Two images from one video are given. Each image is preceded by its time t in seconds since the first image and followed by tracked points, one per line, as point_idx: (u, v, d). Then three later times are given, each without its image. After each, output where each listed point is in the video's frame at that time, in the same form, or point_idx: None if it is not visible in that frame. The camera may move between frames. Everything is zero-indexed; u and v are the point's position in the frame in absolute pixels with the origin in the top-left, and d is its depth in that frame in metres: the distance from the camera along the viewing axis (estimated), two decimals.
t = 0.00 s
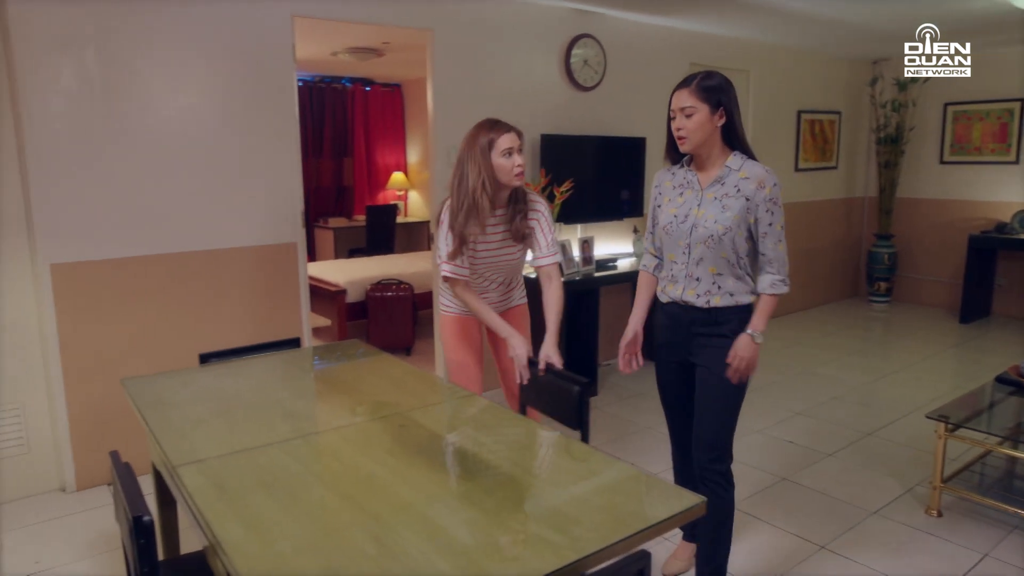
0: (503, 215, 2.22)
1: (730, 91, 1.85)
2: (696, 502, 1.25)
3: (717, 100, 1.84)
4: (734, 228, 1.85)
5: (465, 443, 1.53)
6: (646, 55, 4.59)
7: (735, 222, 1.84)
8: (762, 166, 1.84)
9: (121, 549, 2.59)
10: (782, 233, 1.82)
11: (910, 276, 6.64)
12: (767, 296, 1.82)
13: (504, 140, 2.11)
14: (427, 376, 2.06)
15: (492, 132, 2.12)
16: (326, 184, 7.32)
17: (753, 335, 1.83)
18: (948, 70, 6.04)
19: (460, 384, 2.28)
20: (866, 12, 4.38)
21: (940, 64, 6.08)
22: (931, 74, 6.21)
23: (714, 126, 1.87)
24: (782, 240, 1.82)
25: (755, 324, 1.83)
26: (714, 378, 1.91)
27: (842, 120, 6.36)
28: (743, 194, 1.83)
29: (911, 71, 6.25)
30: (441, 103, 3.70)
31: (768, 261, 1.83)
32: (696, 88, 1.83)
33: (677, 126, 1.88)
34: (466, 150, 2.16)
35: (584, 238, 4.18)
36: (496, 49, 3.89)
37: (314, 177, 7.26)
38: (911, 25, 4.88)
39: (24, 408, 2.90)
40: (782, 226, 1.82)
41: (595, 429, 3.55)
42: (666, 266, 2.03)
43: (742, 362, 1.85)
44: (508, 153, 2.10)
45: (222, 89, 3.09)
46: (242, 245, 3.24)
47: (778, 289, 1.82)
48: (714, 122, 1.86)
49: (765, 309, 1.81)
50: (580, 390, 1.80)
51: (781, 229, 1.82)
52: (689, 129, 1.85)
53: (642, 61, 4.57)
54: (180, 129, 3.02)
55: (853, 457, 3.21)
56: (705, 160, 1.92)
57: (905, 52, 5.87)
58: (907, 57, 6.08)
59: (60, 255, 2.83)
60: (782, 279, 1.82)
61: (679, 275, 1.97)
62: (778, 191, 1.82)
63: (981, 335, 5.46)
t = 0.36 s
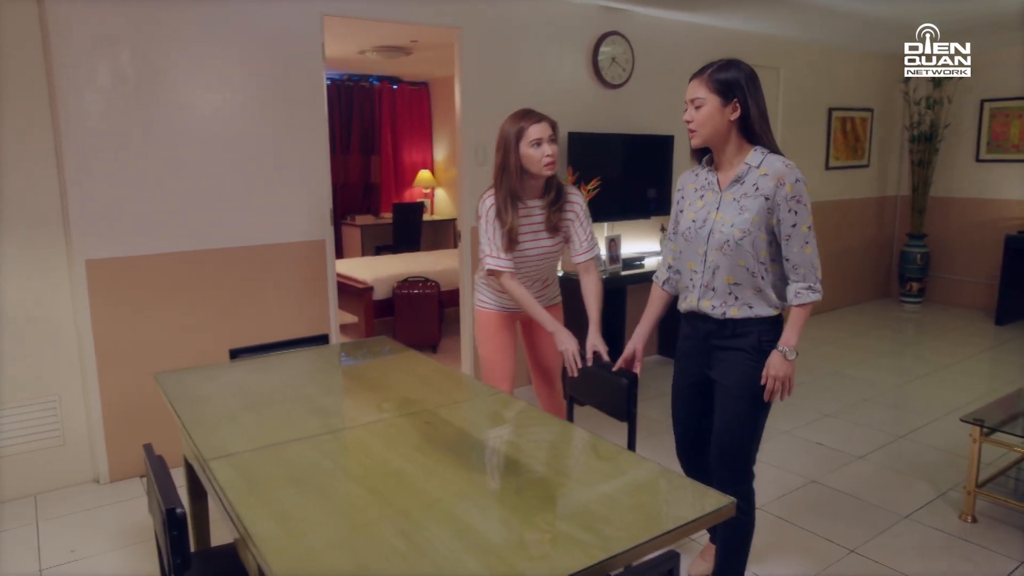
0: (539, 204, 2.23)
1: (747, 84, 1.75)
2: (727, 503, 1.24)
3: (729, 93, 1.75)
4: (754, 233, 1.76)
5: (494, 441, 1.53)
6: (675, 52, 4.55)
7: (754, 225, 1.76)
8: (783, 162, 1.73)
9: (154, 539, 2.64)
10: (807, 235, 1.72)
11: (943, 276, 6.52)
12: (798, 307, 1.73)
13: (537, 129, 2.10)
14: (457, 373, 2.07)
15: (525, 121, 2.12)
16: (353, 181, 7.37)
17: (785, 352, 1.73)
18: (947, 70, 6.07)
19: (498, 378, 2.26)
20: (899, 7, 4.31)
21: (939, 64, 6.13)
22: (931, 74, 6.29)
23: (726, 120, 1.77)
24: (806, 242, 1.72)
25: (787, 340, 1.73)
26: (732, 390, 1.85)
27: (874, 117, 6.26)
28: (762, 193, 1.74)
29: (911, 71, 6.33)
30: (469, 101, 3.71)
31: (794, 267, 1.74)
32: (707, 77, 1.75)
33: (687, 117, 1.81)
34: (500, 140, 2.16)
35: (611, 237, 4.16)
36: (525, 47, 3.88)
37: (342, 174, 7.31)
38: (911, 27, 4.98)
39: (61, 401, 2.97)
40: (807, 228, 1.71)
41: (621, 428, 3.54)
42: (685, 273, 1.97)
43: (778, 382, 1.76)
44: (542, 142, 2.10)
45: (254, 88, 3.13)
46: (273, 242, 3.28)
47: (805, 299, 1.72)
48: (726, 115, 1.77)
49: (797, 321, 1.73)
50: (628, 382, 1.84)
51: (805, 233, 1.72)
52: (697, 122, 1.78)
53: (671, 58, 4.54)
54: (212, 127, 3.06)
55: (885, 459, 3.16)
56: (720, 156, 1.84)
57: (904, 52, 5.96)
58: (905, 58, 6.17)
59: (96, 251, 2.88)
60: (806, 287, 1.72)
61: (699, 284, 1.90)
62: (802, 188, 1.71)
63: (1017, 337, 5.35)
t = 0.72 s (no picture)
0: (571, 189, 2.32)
1: (735, 87, 1.68)
2: (744, 505, 1.23)
3: (714, 95, 1.70)
4: (749, 239, 1.69)
5: (510, 441, 1.53)
6: (693, 51, 4.53)
7: (747, 230, 1.69)
8: (770, 161, 1.65)
9: (173, 535, 2.67)
10: (800, 237, 1.63)
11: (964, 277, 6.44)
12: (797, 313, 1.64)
13: (560, 116, 2.22)
14: (474, 373, 2.07)
15: (550, 108, 2.24)
16: (370, 181, 7.40)
17: (777, 359, 1.67)
18: (948, 70, 6.18)
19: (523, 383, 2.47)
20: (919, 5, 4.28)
21: (939, 63, 6.25)
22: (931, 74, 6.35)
23: (711, 119, 1.73)
24: (800, 244, 1.63)
25: (780, 348, 1.67)
26: (742, 402, 1.79)
27: (894, 117, 6.20)
28: (750, 196, 1.67)
29: (911, 71, 6.28)
30: (486, 100, 3.71)
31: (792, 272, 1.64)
32: (699, 78, 1.73)
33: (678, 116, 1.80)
34: (529, 131, 2.30)
35: (627, 236, 4.14)
36: (542, 46, 3.88)
37: (359, 174, 7.35)
38: (912, 28, 5.05)
39: (63, 402, 2.96)
40: (798, 230, 1.62)
41: (637, 429, 3.52)
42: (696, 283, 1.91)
43: (768, 391, 1.70)
44: (566, 128, 2.22)
45: (272, 89, 3.15)
46: (291, 241, 3.30)
47: (801, 305, 1.63)
48: (709, 114, 1.72)
49: (794, 329, 1.65)
50: (643, 382, 1.84)
51: (797, 234, 1.62)
52: (685, 120, 1.77)
53: (689, 57, 4.52)
54: (231, 127, 3.09)
55: (904, 462, 3.13)
56: (712, 155, 1.79)
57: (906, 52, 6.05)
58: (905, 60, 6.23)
59: (116, 249, 2.91)
60: (802, 293, 1.63)
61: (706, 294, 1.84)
62: (790, 186, 1.61)
63: None
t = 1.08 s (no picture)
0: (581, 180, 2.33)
1: (726, 84, 1.64)
2: (755, 506, 1.22)
3: (705, 93, 1.66)
4: (735, 236, 1.65)
5: (520, 441, 1.53)
6: (703, 52, 4.51)
7: (733, 227, 1.65)
8: (758, 159, 1.61)
9: (185, 532, 2.69)
10: (784, 236, 1.59)
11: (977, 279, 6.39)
12: (779, 312, 1.61)
13: (569, 108, 2.23)
14: (483, 372, 2.07)
15: (558, 99, 2.25)
16: (380, 181, 7.42)
17: (756, 357, 1.63)
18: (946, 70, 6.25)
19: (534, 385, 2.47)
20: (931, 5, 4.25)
21: (939, 64, 6.24)
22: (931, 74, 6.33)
23: (704, 119, 1.68)
24: (784, 244, 1.59)
25: (760, 346, 1.63)
26: (728, 401, 1.75)
27: (906, 117, 6.16)
28: (737, 193, 1.63)
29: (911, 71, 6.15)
30: (496, 101, 3.72)
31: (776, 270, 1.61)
32: (689, 78, 1.69)
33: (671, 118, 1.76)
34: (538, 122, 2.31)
35: (637, 237, 4.13)
36: (551, 47, 3.88)
37: (369, 174, 7.37)
38: (912, 27, 5.04)
39: (63, 402, 2.96)
40: (783, 228, 1.58)
41: (647, 429, 3.51)
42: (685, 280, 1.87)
43: (746, 389, 1.66)
44: (574, 119, 2.23)
45: (283, 90, 3.16)
46: (301, 241, 3.31)
47: (782, 304, 1.60)
48: (701, 115, 1.68)
49: (775, 327, 1.62)
50: (670, 374, 1.86)
51: (782, 233, 1.59)
52: (678, 122, 1.73)
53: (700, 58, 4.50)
54: (242, 128, 3.10)
55: (916, 464, 3.11)
56: (706, 156, 1.74)
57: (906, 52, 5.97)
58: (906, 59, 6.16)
59: (129, 249, 2.94)
60: (784, 292, 1.60)
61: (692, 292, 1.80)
62: (776, 184, 1.58)
63: None
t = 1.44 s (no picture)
0: (558, 175, 2.37)
1: (702, 83, 1.62)
2: (764, 508, 1.22)
3: (683, 96, 1.64)
4: (715, 235, 1.63)
5: (528, 441, 1.53)
6: (713, 51, 4.50)
7: (713, 227, 1.62)
8: (734, 158, 1.59)
9: (194, 531, 2.70)
10: (766, 233, 1.56)
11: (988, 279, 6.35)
12: (763, 310, 1.57)
13: (552, 101, 2.26)
14: (491, 373, 2.07)
15: (542, 92, 2.28)
16: (389, 181, 7.43)
17: (743, 356, 1.60)
18: (947, 70, 6.24)
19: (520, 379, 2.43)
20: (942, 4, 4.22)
21: (939, 64, 6.21)
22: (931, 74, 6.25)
23: (684, 122, 1.66)
24: (765, 241, 1.56)
25: (744, 346, 1.60)
26: (709, 405, 1.71)
27: (917, 116, 6.12)
28: (716, 193, 1.61)
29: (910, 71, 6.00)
30: (504, 101, 3.71)
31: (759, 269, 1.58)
32: (664, 81, 1.67)
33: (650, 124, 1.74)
34: (522, 114, 2.34)
35: (646, 237, 4.12)
36: (560, 46, 3.87)
37: (377, 174, 7.38)
38: (911, 27, 5.00)
39: (72, 400, 2.97)
40: (763, 226, 1.56)
41: (655, 429, 3.51)
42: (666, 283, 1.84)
43: (731, 389, 1.63)
44: (556, 114, 2.27)
45: (291, 90, 3.17)
46: (309, 241, 3.32)
47: (767, 303, 1.56)
48: (682, 118, 1.66)
49: (759, 327, 1.58)
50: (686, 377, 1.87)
51: (764, 230, 1.56)
52: (657, 129, 1.70)
53: (709, 57, 4.49)
54: (250, 128, 3.11)
55: (926, 466, 3.09)
56: (689, 159, 1.72)
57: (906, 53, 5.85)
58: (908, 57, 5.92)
59: (139, 249, 2.95)
60: (768, 291, 1.56)
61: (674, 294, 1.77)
62: (754, 181, 1.55)
63: None
